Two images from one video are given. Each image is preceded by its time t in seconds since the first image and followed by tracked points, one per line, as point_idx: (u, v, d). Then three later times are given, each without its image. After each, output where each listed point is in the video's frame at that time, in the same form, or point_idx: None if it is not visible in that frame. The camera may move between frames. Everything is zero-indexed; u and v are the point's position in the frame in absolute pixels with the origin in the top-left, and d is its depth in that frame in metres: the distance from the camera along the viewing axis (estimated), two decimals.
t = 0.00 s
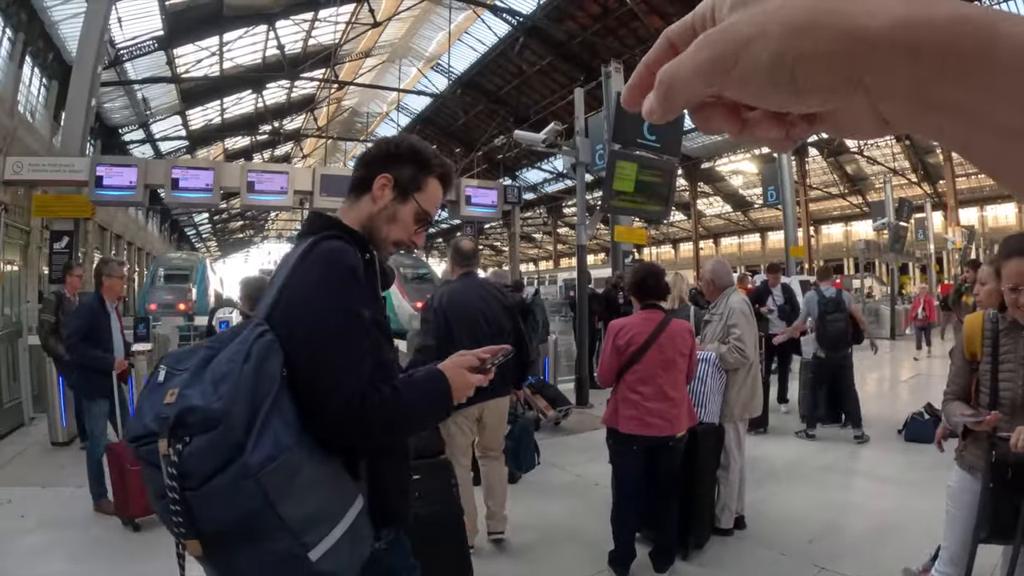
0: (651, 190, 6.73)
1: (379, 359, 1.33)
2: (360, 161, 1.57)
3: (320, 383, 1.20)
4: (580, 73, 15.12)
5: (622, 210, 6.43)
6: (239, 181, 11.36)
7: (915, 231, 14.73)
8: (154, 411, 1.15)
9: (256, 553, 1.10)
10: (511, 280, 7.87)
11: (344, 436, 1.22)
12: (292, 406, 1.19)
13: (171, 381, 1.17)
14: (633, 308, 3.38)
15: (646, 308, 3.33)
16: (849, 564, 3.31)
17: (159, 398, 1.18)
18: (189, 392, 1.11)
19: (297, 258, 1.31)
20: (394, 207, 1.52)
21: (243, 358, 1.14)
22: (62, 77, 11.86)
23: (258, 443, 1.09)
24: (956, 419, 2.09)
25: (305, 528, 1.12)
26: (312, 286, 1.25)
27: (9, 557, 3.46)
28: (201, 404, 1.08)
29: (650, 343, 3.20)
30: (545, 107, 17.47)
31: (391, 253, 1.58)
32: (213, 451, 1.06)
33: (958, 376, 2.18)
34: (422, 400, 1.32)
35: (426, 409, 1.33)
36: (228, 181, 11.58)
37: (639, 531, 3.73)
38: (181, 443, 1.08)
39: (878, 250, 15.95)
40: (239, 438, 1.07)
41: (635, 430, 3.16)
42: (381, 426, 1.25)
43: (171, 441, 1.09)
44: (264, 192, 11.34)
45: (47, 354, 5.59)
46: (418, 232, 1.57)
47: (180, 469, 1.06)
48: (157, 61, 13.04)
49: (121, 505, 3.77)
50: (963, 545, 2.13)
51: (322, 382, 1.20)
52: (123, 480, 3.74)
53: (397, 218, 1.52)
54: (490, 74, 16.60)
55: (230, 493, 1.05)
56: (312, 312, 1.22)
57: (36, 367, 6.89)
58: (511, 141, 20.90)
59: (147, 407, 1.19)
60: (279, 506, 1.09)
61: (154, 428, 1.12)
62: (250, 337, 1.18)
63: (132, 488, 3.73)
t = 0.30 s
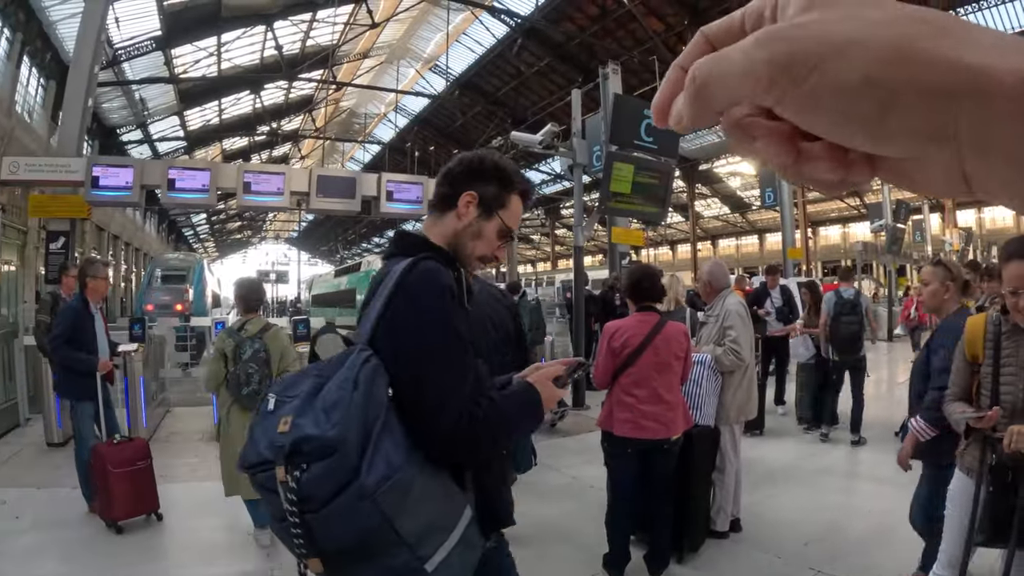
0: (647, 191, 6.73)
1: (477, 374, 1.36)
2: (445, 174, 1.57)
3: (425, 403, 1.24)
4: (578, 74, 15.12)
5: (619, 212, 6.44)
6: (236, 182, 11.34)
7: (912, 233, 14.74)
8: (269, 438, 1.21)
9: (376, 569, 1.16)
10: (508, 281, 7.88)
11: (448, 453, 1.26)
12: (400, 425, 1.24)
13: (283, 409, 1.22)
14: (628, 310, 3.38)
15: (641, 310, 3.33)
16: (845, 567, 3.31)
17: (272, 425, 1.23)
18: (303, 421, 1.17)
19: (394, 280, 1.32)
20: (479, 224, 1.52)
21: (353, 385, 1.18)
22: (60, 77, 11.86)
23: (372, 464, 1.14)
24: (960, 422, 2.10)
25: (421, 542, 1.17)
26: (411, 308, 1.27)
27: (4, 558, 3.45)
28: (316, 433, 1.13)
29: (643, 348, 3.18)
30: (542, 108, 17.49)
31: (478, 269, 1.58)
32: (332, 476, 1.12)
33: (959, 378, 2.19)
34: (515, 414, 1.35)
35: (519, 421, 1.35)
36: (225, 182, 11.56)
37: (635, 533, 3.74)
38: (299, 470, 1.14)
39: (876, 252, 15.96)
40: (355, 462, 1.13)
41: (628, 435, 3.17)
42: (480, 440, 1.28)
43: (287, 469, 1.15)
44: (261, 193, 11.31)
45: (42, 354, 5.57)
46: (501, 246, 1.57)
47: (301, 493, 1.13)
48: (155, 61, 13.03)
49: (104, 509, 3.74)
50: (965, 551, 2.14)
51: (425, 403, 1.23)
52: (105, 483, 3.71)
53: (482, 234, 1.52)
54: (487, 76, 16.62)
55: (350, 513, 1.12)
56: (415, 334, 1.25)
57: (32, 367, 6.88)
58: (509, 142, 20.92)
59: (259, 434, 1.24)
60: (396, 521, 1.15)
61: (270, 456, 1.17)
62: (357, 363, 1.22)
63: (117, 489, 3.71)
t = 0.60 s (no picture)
0: (646, 192, 6.73)
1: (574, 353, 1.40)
2: (521, 169, 1.66)
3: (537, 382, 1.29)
4: (576, 75, 15.11)
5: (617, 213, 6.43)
6: (233, 183, 11.31)
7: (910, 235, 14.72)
8: (390, 422, 1.26)
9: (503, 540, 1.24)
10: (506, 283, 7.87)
11: (560, 429, 1.33)
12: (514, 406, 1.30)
13: (401, 393, 1.27)
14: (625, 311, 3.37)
15: (639, 312, 3.33)
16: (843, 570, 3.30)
17: (391, 410, 1.28)
18: (432, 402, 1.22)
19: (494, 266, 1.36)
20: (556, 213, 1.62)
21: (478, 366, 1.24)
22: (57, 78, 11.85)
23: (501, 440, 1.22)
24: (965, 426, 2.09)
25: (546, 512, 1.27)
26: (518, 291, 1.33)
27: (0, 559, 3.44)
28: (448, 413, 1.19)
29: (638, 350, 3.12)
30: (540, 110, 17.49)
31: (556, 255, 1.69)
32: (464, 454, 1.19)
33: (963, 382, 2.18)
34: (613, 391, 1.40)
35: (618, 395, 1.42)
36: (223, 182, 11.54)
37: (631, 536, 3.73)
38: (432, 449, 1.20)
39: (874, 253, 15.95)
40: (486, 438, 1.21)
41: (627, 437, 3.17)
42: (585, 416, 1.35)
43: (418, 449, 1.21)
44: (259, 193, 11.30)
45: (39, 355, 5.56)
46: (578, 235, 1.67)
47: (435, 472, 1.19)
48: (153, 62, 13.00)
49: (93, 511, 3.72)
50: (969, 552, 2.14)
51: (539, 382, 1.29)
52: (95, 484, 3.70)
53: (559, 223, 1.62)
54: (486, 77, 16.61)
55: (483, 489, 1.20)
56: (525, 316, 1.31)
57: (29, 367, 6.87)
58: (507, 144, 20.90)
59: (379, 418, 1.29)
60: (524, 495, 1.23)
61: (397, 439, 1.23)
62: (476, 345, 1.28)
63: (107, 490, 3.70)
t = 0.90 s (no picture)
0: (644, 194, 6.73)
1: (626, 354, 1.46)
2: (570, 179, 1.57)
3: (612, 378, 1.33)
4: (575, 76, 15.12)
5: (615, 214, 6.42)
6: (231, 184, 11.30)
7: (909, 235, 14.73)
8: (488, 417, 1.22)
9: (593, 528, 1.25)
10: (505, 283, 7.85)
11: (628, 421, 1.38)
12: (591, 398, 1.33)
13: (494, 389, 1.24)
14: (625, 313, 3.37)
15: (638, 314, 3.33)
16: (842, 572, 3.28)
17: (486, 403, 1.24)
18: (536, 395, 1.21)
19: (558, 277, 1.38)
20: (608, 223, 1.53)
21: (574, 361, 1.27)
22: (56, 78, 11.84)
23: (592, 431, 1.28)
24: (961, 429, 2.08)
25: (627, 495, 1.31)
26: (589, 297, 1.36)
27: None
28: (558, 404, 1.19)
29: (639, 350, 3.08)
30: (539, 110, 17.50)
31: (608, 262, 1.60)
32: (571, 441, 1.21)
33: (961, 384, 2.17)
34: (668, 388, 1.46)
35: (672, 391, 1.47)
36: (222, 183, 11.53)
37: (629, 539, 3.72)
38: (538, 440, 1.20)
39: (873, 254, 15.97)
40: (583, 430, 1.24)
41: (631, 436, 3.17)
42: (650, 410, 1.40)
43: (525, 441, 1.20)
44: (257, 194, 11.28)
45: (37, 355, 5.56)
46: (626, 244, 1.57)
47: (545, 460, 1.19)
48: (152, 62, 12.99)
49: (88, 513, 3.71)
50: (968, 556, 2.14)
51: (612, 381, 1.33)
52: (91, 485, 3.69)
53: (610, 233, 1.53)
54: (485, 78, 16.62)
55: (584, 475, 1.22)
56: (593, 322, 1.35)
57: (28, 369, 6.86)
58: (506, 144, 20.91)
59: (470, 415, 1.24)
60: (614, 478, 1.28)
61: (502, 431, 1.20)
62: (563, 344, 1.27)
63: (102, 492, 3.70)
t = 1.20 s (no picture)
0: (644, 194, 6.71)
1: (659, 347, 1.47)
2: (613, 178, 1.61)
3: (631, 367, 1.35)
4: (576, 77, 15.12)
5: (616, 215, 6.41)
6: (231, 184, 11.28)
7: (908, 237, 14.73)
8: (503, 400, 1.28)
9: (595, 508, 1.27)
10: (505, 285, 7.84)
11: (649, 410, 1.38)
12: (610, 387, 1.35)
13: (513, 374, 1.30)
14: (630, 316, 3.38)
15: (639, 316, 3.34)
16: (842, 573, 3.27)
17: (504, 388, 1.30)
18: (544, 382, 1.25)
19: (596, 270, 1.40)
20: (646, 225, 1.57)
21: (584, 353, 1.29)
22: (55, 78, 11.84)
23: (599, 417, 1.28)
24: (965, 432, 2.06)
25: (633, 482, 1.30)
26: (618, 289, 1.38)
27: None
28: (560, 392, 1.23)
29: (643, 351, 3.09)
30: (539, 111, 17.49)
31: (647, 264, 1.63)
32: (571, 426, 1.23)
33: (963, 386, 2.16)
34: (694, 380, 1.45)
35: (701, 384, 1.46)
36: (222, 184, 11.52)
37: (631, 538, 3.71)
38: (541, 424, 1.24)
39: (873, 255, 15.97)
40: (587, 416, 1.26)
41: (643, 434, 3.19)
42: (675, 403, 1.40)
43: (529, 424, 1.24)
44: (257, 195, 11.27)
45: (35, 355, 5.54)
46: (663, 245, 1.61)
47: (544, 443, 1.23)
48: (152, 63, 12.98)
49: (87, 513, 3.70)
50: (971, 555, 2.14)
51: (634, 371, 1.35)
52: (88, 486, 3.68)
53: (648, 234, 1.58)
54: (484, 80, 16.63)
55: (583, 458, 1.24)
56: (621, 314, 1.37)
57: (27, 369, 6.86)
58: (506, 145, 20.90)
59: (490, 396, 1.31)
60: (616, 464, 1.27)
61: (512, 414, 1.25)
62: (580, 335, 1.32)
63: (100, 492, 3.69)
